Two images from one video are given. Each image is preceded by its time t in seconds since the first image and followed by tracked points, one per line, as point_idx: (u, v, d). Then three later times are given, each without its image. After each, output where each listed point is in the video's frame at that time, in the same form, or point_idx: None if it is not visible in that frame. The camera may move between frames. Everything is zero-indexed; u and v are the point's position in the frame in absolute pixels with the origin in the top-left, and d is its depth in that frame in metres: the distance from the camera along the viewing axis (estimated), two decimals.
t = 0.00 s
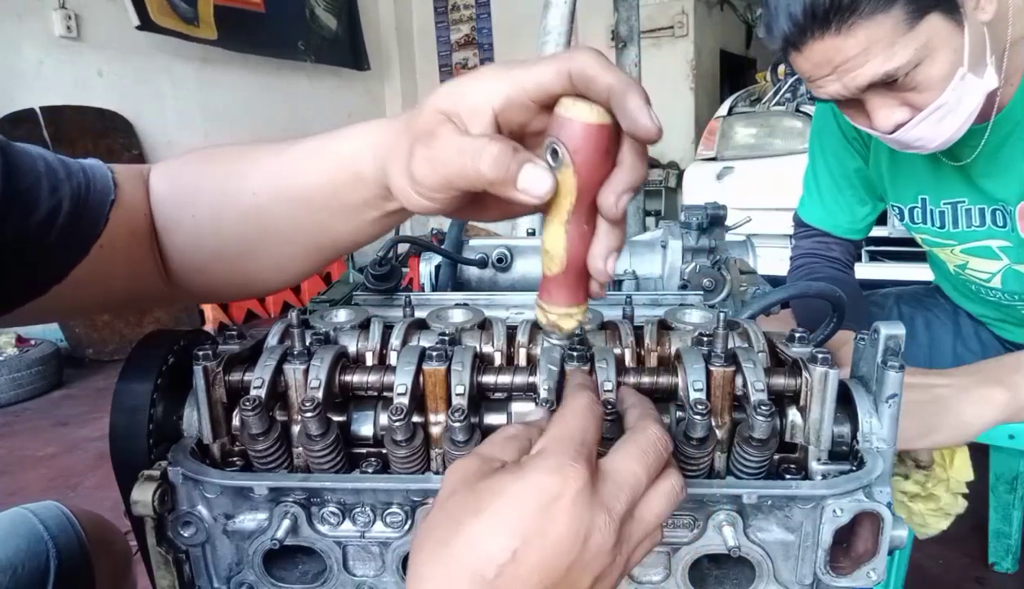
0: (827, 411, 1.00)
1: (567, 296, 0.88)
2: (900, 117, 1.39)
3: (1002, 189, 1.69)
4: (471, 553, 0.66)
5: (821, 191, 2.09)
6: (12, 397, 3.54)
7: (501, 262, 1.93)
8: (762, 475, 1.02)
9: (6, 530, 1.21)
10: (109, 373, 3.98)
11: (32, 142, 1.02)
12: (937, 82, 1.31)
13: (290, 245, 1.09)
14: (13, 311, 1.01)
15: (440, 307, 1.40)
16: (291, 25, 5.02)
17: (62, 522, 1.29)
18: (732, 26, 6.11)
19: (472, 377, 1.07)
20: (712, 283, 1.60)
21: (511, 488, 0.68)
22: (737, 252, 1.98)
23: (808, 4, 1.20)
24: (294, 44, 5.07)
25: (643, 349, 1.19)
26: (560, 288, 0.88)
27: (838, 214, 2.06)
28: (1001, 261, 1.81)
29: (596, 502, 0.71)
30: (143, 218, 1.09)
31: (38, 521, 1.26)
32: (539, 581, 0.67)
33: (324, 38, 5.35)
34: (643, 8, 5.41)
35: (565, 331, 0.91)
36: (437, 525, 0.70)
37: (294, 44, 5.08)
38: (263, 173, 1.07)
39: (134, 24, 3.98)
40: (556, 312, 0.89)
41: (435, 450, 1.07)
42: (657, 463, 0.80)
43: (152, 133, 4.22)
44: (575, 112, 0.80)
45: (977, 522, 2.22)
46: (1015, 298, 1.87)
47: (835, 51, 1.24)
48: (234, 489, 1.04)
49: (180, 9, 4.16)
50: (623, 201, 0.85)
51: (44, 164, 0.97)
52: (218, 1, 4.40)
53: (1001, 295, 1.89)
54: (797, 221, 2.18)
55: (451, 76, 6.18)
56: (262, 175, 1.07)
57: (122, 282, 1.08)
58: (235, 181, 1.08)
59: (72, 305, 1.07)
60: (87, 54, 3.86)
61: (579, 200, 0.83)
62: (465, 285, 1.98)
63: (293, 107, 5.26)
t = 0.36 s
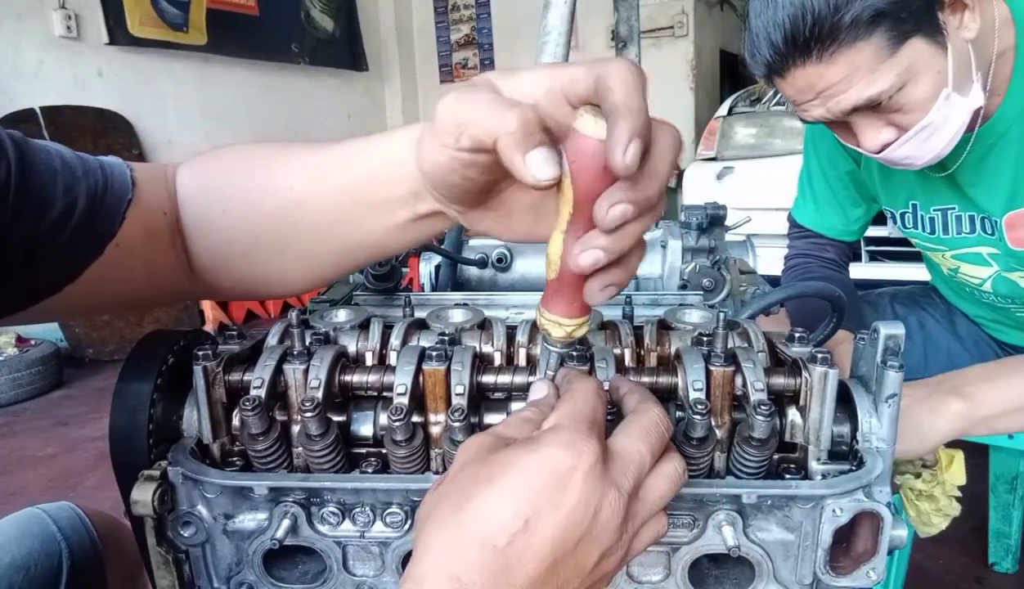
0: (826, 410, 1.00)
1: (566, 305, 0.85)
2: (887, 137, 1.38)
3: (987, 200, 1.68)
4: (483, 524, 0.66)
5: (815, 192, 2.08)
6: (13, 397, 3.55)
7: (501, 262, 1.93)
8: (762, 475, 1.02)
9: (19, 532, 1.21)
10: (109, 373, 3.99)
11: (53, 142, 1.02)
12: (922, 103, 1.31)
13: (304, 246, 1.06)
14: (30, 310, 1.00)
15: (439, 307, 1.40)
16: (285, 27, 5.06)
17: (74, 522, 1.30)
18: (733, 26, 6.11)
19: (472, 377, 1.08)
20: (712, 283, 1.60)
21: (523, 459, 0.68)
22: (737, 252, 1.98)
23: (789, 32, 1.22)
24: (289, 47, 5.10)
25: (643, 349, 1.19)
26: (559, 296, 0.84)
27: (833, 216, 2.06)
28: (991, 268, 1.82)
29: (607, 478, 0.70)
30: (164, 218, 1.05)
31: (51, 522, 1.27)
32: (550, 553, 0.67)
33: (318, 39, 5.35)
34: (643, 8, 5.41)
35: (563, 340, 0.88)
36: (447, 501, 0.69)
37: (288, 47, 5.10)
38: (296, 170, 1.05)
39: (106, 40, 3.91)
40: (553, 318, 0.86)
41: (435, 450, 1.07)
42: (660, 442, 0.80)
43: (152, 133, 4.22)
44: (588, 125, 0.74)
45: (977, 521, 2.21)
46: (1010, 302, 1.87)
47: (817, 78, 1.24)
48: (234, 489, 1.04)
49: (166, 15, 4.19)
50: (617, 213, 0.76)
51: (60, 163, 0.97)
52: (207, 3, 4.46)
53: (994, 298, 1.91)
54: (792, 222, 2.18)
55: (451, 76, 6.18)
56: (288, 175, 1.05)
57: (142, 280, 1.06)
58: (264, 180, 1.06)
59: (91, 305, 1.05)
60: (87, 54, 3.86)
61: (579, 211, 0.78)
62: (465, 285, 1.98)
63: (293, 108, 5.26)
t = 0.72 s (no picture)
0: (826, 410, 1.00)
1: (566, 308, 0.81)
2: (892, 149, 1.38)
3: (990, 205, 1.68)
4: (480, 519, 0.66)
5: (818, 194, 2.08)
6: (13, 397, 3.55)
7: (501, 262, 1.93)
8: (761, 475, 1.02)
9: (31, 531, 1.22)
10: (109, 373, 3.99)
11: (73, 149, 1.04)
12: (926, 116, 1.31)
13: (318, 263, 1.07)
14: (44, 315, 1.01)
15: (439, 307, 1.41)
16: (279, 29, 5.05)
17: (85, 521, 1.31)
18: (733, 26, 6.11)
19: (472, 377, 1.08)
20: (711, 283, 1.60)
21: (519, 455, 0.68)
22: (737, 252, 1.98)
23: (790, 49, 1.21)
24: (280, 50, 5.08)
25: (643, 349, 1.19)
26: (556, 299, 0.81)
27: (836, 216, 2.06)
28: (995, 272, 1.82)
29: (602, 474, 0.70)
30: (179, 226, 1.06)
31: (62, 521, 1.28)
32: (545, 548, 0.67)
33: (313, 42, 5.36)
34: (643, 8, 5.41)
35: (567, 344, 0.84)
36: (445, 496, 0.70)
37: (280, 50, 5.09)
38: (318, 184, 1.05)
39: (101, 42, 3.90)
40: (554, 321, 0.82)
41: (435, 450, 1.07)
42: (657, 439, 0.80)
43: (152, 133, 4.22)
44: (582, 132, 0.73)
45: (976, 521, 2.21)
46: (1013, 304, 1.86)
47: (821, 94, 1.24)
48: (234, 488, 1.04)
49: (159, 18, 4.18)
50: (597, 219, 0.72)
51: (75, 169, 0.99)
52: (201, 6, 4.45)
53: (998, 300, 1.90)
54: (795, 222, 2.19)
55: (451, 76, 6.19)
56: (311, 189, 1.05)
57: (159, 287, 1.07)
58: (284, 197, 1.06)
59: (107, 313, 1.06)
60: (87, 54, 3.86)
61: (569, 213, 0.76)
62: (465, 285, 1.98)
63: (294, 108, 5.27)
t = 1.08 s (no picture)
0: (825, 410, 1.00)
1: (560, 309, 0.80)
2: (900, 150, 1.38)
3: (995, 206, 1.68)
4: (454, 530, 0.66)
5: (819, 193, 2.08)
6: (13, 397, 3.55)
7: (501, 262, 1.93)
8: (761, 475, 1.02)
9: (52, 531, 1.26)
10: (109, 373, 3.99)
11: (90, 155, 1.07)
12: (934, 117, 1.31)
13: (328, 268, 1.05)
14: (61, 320, 1.03)
15: (439, 307, 1.41)
16: (274, 29, 5.04)
17: (103, 522, 1.35)
18: (733, 26, 6.11)
19: (472, 377, 1.08)
20: (711, 282, 1.60)
21: (492, 466, 0.68)
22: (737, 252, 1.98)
23: (799, 50, 1.20)
24: (276, 50, 5.07)
25: (642, 349, 1.19)
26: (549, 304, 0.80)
27: (839, 217, 2.07)
28: (996, 274, 1.82)
29: (577, 483, 0.69)
30: (192, 230, 1.07)
31: (81, 521, 1.31)
32: (519, 560, 0.65)
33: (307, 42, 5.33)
34: (643, 8, 5.40)
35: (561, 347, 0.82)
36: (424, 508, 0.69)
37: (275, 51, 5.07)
38: (326, 193, 1.03)
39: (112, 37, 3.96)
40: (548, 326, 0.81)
41: (435, 450, 1.07)
42: (644, 447, 0.77)
43: (151, 133, 4.22)
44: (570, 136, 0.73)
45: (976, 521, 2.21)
46: (1015, 304, 1.86)
47: (830, 95, 1.24)
48: (234, 488, 1.04)
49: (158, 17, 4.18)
50: (574, 225, 0.73)
51: (92, 176, 1.02)
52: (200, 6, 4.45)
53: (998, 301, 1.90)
54: (795, 222, 2.19)
55: (451, 76, 6.18)
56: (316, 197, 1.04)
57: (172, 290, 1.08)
58: (293, 202, 1.05)
59: (123, 316, 1.08)
60: (87, 54, 3.86)
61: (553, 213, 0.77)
62: (465, 285, 1.98)
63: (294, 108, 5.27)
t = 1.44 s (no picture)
0: (826, 410, 1.00)
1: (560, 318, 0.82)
2: (902, 149, 1.38)
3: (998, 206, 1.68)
4: (416, 552, 0.70)
5: (820, 195, 2.08)
6: (13, 397, 3.55)
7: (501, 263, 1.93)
8: (762, 475, 1.02)
9: (60, 528, 1.26)
10: (109, 373, 3.99)
11: (117, 146, 1.00)
12: (937, 117, 1.31)
13: (345, 288, 1.05)
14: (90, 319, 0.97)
15: (439, 307, 1.41)
16: (275, 29, 5.05)
17: (112, 521, 1.35)
18: (733, 26, 6.11)
19: (472, 377, 1.08)
20: (711, 282, 1.61)
21: (452, 492, 0.72)
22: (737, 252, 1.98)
23: (803, 48, 1.21)
24: (277, 50, 5.07)
25: (643, 349, 1.19)
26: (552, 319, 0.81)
27: (839, 217, 2.07)
28: (996, 274, 1.82)
29: (531, 507, 0.72)
30: (223, 229, 1.05)
31: (89, 519, 1.32)
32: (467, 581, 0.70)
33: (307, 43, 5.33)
34: (643, 8, 5.40)
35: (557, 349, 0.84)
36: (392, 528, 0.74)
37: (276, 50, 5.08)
38: (329, 211, 1.02)
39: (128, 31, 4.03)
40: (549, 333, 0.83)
41: (435, 450, 1.07)
42: (601, 470, 0.80)
43: (151, 133, 4.22)
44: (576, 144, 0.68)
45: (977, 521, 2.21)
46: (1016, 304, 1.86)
47: (832, 93, 1.24)
48: (234, 488, 1.04)
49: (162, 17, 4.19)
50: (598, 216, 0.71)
51: (132, 175, 0.96)
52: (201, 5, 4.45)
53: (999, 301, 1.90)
54: (795, 222, 2.19)
55: (451, 76, 6.19)
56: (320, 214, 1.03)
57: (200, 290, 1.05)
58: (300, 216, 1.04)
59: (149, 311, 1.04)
60: (87, 54, 3.86)
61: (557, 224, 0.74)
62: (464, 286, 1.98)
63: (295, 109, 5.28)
